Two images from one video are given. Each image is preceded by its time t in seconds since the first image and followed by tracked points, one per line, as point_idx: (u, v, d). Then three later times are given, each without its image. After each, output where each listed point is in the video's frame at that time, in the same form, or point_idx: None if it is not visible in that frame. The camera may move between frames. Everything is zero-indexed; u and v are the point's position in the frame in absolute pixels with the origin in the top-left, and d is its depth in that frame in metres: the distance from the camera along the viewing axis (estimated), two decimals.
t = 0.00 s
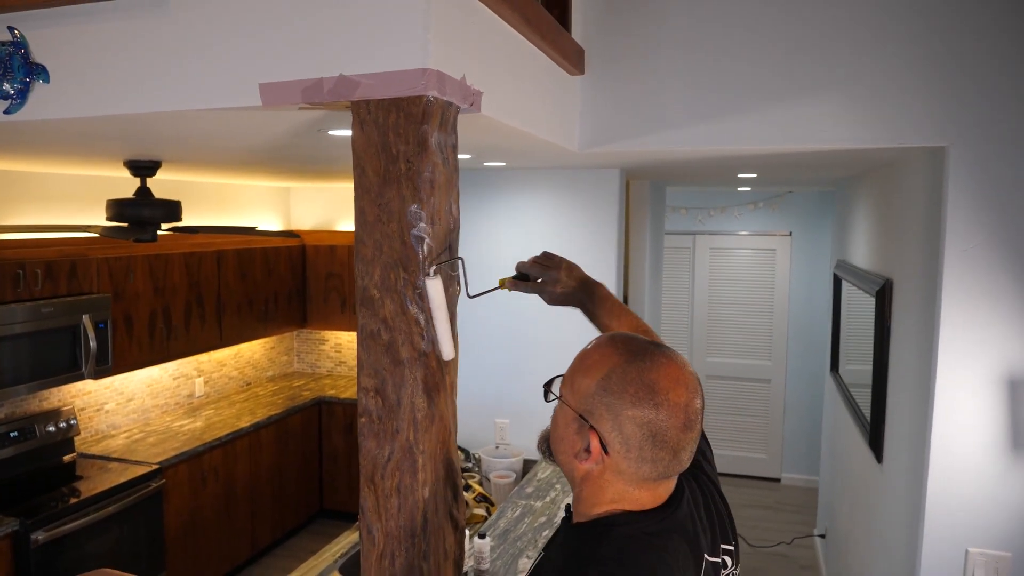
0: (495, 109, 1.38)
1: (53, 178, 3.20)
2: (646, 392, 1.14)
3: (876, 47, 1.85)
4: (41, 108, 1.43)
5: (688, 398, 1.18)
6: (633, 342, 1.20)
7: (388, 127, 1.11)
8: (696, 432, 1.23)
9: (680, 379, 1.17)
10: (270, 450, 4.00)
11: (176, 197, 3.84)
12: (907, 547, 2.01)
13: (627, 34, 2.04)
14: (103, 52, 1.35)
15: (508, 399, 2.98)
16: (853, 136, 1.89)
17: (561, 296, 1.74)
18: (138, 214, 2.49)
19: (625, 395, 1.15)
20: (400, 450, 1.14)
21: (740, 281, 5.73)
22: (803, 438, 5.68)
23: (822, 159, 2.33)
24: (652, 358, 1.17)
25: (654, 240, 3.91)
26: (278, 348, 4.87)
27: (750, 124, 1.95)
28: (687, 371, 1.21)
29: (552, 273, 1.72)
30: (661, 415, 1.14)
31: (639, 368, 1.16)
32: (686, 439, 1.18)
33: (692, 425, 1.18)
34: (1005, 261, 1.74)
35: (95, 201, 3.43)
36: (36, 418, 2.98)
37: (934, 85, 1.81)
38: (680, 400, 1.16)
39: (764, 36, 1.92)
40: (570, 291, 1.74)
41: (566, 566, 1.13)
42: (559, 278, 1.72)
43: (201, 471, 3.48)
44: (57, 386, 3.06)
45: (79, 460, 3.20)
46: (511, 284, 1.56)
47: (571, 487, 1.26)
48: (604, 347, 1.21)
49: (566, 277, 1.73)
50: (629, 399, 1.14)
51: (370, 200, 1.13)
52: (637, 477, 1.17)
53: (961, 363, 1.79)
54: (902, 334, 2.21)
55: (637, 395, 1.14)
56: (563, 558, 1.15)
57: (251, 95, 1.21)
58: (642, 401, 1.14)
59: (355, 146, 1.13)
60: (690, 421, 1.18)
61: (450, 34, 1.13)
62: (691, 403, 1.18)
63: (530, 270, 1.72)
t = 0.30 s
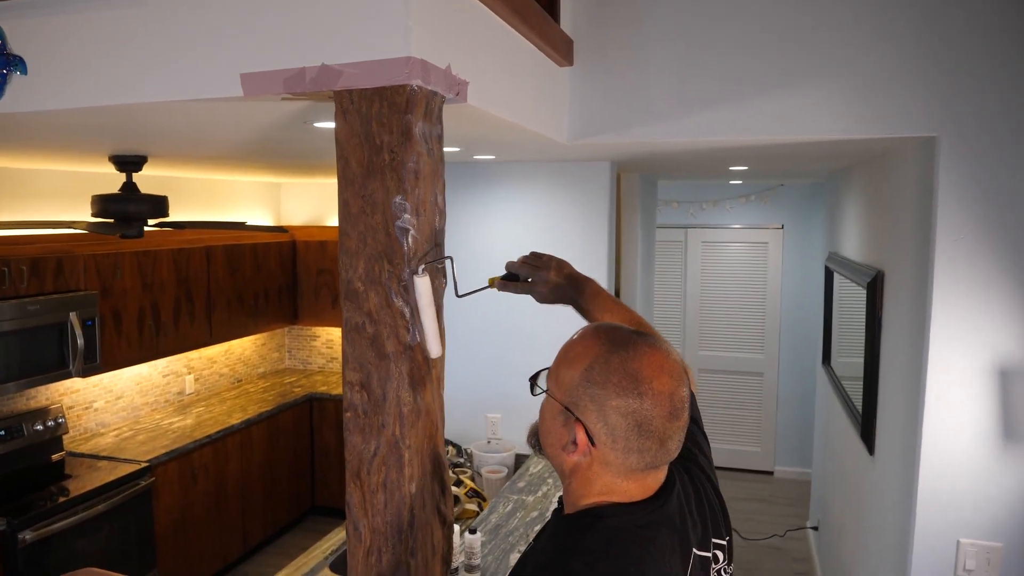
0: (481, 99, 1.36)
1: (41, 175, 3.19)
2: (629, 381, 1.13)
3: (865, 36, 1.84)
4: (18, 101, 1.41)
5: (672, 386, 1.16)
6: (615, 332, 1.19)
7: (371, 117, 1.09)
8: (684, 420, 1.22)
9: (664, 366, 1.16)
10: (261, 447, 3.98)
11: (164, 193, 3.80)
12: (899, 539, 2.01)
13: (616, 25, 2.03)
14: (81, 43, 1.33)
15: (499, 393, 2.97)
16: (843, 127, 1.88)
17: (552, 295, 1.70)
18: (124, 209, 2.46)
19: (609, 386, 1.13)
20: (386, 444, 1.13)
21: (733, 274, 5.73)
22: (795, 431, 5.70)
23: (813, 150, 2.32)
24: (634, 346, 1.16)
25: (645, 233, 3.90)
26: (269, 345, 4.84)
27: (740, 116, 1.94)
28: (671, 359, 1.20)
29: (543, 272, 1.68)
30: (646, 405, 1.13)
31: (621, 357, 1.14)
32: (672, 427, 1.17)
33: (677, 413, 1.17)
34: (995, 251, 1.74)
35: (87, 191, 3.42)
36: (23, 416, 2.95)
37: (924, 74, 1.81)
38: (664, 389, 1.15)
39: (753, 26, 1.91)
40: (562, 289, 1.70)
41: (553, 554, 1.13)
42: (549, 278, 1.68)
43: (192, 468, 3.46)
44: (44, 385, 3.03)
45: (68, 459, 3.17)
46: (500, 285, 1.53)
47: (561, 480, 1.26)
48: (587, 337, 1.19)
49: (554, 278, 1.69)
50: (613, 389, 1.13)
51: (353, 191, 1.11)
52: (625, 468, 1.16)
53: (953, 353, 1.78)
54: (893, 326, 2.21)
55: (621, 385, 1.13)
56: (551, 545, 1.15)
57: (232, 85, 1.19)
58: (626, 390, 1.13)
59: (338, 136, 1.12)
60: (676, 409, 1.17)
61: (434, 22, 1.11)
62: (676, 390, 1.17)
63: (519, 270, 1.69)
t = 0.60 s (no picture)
0: (475, 99, 1.36)
1: (24, 176, 3.13)
2: (636, 381, 1.13)
3: (858, 37, 1.85)
4: (9, 101, 1.40)
5: (679, 386, 1.16)
6: (620, 332, 1.18)
7: (365, 117, 1.08)
8: (691, 417, 1.21)
9: (670, 366, 1.16)
10: (254, 450, 3.96)
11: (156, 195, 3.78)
12: (894, 537, 2.02)
13: (609, 26, 2.03)
14: (71, 42, 1.32)
15: (493, 395, 2.97)
16: (835, 127, 1.89)
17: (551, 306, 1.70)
18: (116, 210, 2.45)
19: (616, 387, 1.13)
20: (381, 446, 1.12)
21: (726, 275, 5.75)
22: (789, 431, 5.72)
23: (806, 151, 2.33)
24: (641, 347, 1.16)
25: (639, 234, 3.90)
26: (262, 347, 4.82)
27: (733, 116, 1.95)
28: (677, 358, 1.20)
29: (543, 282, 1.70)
30: (654, 405, 1.13)
31: (627, 358, 1.14)
32: (681, 425, 1.17)
33: (685, 412, 1.17)
34: (988, 249, 1.75)
35: (75, 198, 3.39)
36: (14, 420, 2.92)
37: (916, 74, 1.81)
38: (671, 388, 1.15)
39: (746, 26, 1.92)
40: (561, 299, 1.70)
41: (556, 551, 1.13)
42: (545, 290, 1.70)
43: (185, 471, 3.44)
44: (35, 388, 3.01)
45: (60, 463, 3.15)
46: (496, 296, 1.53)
47: (569, 482, 1.25)
48: (592, 338, 1.19)
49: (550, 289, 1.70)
50: (620, 390, 1.13)
51: (348, 192, 1.11)
52: (634, 468, 1.16)
53: (946, 351, 1.79)
54: (887, 325, 2.21)
55: (628, 385, 1.13)
56: (556, 542, 1.16)
57: (225, 85, 1.18)
58: (634, 391, 1.13)
59: (332, 136, 1.11)
60: (683, 407, 1.17)
61: (428, 22, 1.11)
62: (683, 390, 1.17)
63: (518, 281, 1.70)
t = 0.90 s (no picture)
0: (478, 101, 1.36)
1: (27, 176, 3.14)
2: (646, 381, 1.14)
3: (856, 39, 1.86)
4: (13, 102, 1.40)
5: (689, 385, 1.18)
6: (628, 334, 1.20)
7: (370, 119, 1.09)
8: (701, 416, 1.22)
9: (679, 365, 1.17)
10: (253, 450, 3.96)
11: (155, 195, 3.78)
12: (892, 536, 2.03)
13: (609, 27, 2.04)
14: (76, 43, 1.32)
15: (492, 395, 2.97)
16: (834, 128, 1.90)
17: (541, 346, 1.77)
18: (116, 211, 2.45)
19: (626, 387, 1.14)
20: (385, 446, 1.13)
21: (723, 275, 5.77)
22: (786, 430, 5.74)
23: (804, 151, 2.35)
24: (649, 347, 1.17)
25: (638, 234, 3.91)
26: (260, 347, 4.82)
27: (732, 117, 1.96)
28: (686, 357, 1.21)
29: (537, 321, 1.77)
30: (664, 404, 1.14)
31: (636, 359, 1.16)
32: (692, 424, 1.18)
33: (695, 411, 1.19)
34: (986, 250, 1.76)
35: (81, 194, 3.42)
36: (14, 420, 2.93)
37: (914, 76, 1.83)
38: (681, 387, 1.16)
39: (746, 28, 1.93)
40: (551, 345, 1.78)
41: (567, 551, 1.13)
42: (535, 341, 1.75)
43: (184, 472, 3.44)
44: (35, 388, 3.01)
45: (59, 463, 3.15)
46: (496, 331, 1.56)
47: (581, 485, 1.26)
48: (601, 341, 1.21)
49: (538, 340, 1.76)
50: (630, 390, 1.14)
51: (352, 193, 1.11)
52: (646, 468, 1.17)
53: (945, 351, 1.80)
54: (885, 325, 2.23)
55: (637, 385, 1.14)
56: (567, 542, 1.16)
57: (230, 87, 1.19)
58: (644, 391, 1.14)
59: (336, 138, 1.12)
60: (693, 406, 1.18)
61: (432, 24, 1.12)
62: (693, 388, 1.18)
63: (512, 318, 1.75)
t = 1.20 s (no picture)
0: (474, 97, 1.36)
1: (24, 172, 3.14)
2: (631, 380, 1.14)
3: (853, 37, 1.86)
4: (7, 95, 1.39)
5: (677, 383, 1.17)
6: (615, 332, 1.20)
7: (366, 113, 1.09)
8: (691, 414, 1.22)
9: (667, 363, 1.16)
10: (249, 447, 3.96)
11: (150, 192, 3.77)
12: (887, 533, 2.04)
13: (606, 24, 2.04)
14: (71, 37, 1.31)
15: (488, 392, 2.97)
16: (830, 125, 1.90)
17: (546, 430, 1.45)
18: (112, 207, 2.44)
19: (611, 386, 1.14)
20: (381, 440, 1.12)
21: (719, 273, 5.78)
22: (781, 428, 5.75)
23: (800, 149, 2.35)
24: (636, 345, 1.17)
25: (634, 232, 3.92)
26: (256, 345, 4.81)
27: (729, 114, 1.96)
28: (674, 355, 1.20)
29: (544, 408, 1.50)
30: (651, 403, 1.14)
31: (622, 357, 1.15)
32: (680, 424, 1.17)
33: (684, 410, 1.18)
34: (980, 248, 1.77)
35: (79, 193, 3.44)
36: (8, 417, 2.93)
37: (910, 74, 1.83)
38: (668, 386, 1.15)
39: (743, 25, 1.93)
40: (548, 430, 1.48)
41: (555, 557, 1.10)
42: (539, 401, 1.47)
43: (179, 469, 3.43)
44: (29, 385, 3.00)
45: (54, 460, 3.14)
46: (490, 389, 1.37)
47: (571, 486, 1.27)
48: (587, 340, 1.21)
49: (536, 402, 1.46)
50: (615, 389, 1.14)
51: (348, 187, 1.11)
52: (633, 468, 1.17)
53: (939, 348, 1.81)
54: (880, 323, 2.24)
55: (623, 384, 1.14)
56: (554, 548, 1.13)
57: (226, 81, 1.19)
58: (629, 390, 1.14)
59: (333, 132, 1.12)
60: (681, 404, 1.17)
61: (429, 19, 1.12)
62: (681, 386, 1.17)
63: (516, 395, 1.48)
